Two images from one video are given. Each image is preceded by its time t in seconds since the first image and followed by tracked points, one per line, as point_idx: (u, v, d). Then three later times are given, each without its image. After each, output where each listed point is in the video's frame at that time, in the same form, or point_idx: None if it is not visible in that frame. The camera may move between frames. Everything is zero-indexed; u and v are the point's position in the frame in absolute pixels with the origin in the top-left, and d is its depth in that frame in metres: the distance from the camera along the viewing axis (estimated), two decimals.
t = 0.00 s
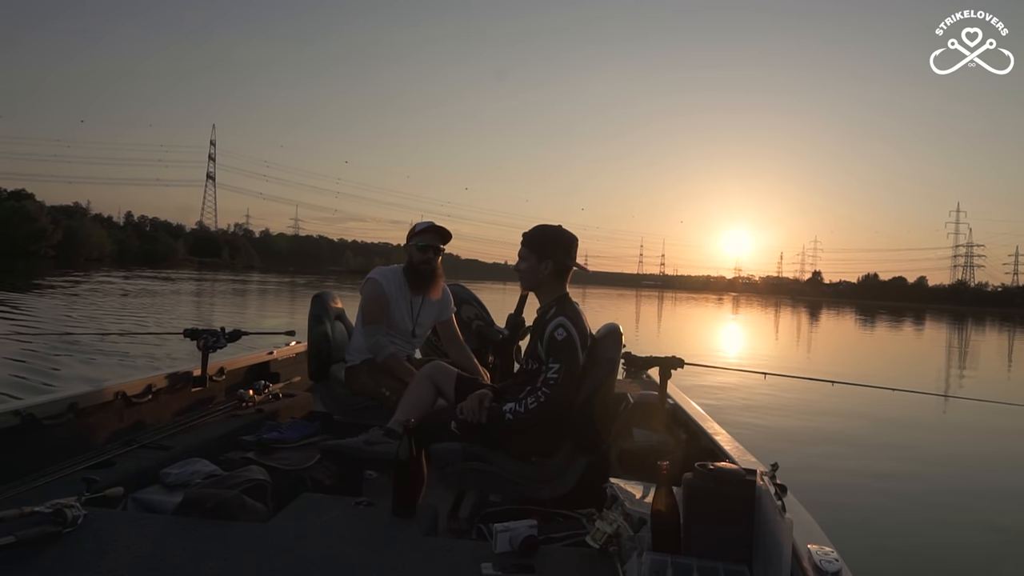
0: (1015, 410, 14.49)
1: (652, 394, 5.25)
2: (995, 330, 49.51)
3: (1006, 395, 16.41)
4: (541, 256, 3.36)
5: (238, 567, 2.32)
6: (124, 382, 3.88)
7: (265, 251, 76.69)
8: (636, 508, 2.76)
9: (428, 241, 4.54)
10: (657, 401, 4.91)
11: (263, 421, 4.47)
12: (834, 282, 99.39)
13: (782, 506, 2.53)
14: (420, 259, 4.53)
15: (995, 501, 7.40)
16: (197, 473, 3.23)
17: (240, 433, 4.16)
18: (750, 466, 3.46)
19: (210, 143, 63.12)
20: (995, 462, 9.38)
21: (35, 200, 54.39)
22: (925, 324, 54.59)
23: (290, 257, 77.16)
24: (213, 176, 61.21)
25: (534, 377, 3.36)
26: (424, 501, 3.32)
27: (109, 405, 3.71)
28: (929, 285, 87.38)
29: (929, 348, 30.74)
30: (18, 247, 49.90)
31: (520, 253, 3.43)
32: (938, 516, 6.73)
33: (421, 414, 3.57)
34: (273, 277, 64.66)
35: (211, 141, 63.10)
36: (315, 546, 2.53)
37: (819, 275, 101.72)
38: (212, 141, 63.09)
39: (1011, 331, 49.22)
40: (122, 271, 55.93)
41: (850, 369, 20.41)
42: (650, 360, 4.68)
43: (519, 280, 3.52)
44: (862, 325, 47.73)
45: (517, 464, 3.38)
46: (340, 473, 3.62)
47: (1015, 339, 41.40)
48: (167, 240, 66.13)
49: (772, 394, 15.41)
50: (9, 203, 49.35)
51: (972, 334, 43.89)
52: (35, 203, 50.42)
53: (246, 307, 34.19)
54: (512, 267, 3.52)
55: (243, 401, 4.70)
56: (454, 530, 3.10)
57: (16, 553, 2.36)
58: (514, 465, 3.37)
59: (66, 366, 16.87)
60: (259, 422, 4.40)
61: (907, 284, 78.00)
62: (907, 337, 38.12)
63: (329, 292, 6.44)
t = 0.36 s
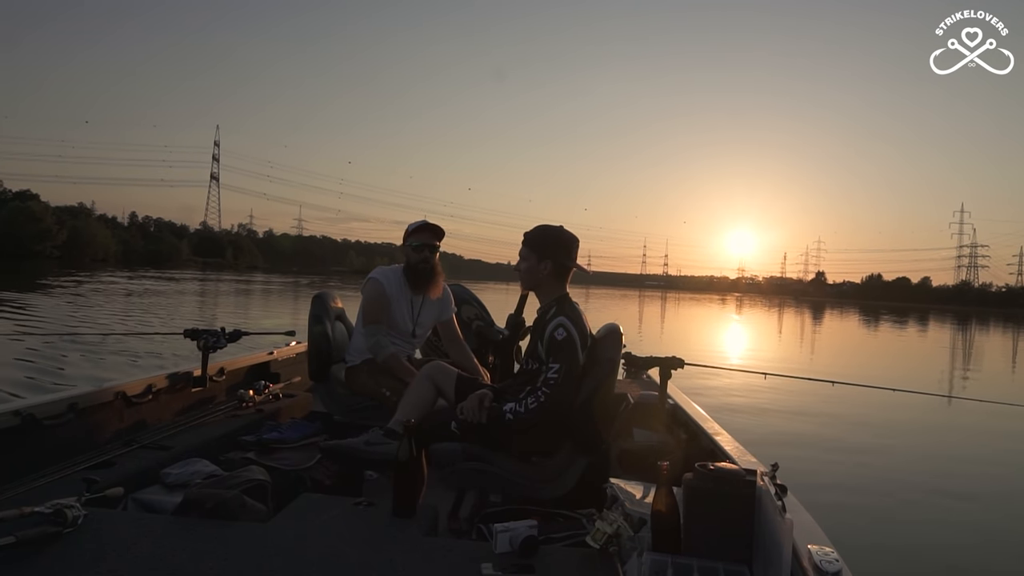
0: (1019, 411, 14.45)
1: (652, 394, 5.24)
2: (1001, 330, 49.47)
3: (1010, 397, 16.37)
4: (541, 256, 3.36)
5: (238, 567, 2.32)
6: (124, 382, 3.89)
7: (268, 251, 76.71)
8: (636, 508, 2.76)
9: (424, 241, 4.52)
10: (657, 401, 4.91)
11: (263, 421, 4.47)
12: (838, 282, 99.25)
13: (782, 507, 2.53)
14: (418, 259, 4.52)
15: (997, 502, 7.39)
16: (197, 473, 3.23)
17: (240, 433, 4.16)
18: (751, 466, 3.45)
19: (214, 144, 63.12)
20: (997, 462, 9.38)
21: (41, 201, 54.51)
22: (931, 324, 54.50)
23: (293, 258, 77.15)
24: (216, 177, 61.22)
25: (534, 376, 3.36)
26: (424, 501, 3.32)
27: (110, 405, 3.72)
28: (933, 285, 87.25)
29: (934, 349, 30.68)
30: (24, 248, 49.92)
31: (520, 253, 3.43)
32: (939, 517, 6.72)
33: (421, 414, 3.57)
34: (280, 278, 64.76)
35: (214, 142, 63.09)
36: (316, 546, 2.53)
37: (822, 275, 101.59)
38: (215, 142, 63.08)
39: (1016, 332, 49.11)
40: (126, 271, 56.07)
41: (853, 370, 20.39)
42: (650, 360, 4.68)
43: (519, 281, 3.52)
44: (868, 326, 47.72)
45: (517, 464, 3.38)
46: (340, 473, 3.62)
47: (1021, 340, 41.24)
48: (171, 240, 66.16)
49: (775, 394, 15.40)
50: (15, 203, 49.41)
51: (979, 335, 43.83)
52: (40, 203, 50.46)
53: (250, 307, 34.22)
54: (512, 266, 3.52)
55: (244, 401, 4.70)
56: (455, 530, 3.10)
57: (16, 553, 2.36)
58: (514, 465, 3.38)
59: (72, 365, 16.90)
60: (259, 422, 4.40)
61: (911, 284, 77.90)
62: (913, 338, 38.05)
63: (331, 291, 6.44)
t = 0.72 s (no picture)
0: None
1: (652, 394, 5.24)
2: (1007, 330, 49.44)
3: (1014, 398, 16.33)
4: (541, 256, 3.36)
5: (238, 567, 2.32)
6: (124, 381, 3.89)
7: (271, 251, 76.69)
8: (636, 508, 2.75)
9: (425, 241, 4.52)
10: (657, 402, 4.90)
11: (263, 421, 4.47)
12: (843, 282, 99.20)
13: (783, 506, 2.53)
14: (419, 260, 4.52)
15: (1000, 503, 7.39)
16: (198, 473, 3.23)
17: (240, 432, 4.16)
18: (751, 466, 3.45)
19: (218, 145, 63.07)
20: (999, 462, 9.39)
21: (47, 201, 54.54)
22: (938, 325, 54.46)
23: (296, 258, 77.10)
24: (220, 177, 61.20)
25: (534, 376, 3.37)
26: (425, 501, 3.33)
27: (111, 405, 3.72)
28: (937, 285, 87.17)
29: (938, 349, 30.68)
30: (30, 249, 50.06)
31: (521, 253, 3.43)
32: (940, 516, 6.73)
33: (422, 413, 3.57)
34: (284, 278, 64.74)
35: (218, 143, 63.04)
36: (316, 546, 2.52)
37: (826, 275, 101.53)
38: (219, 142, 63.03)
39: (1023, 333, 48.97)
40: (130, 271, 56.18)
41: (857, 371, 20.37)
42: (650, 360, 4.68)
43: (519, 281, 3.52)
44: (873, 326, 47.74)
45: (517, 464, 3.38)
46: (340, 473, 3.62)
47: None
48: (175, 240, 66.26)
49: (777, 394, 15.44)
50: (20, 203, 49.53)
51: (985, 335, 43.80)
52: (46, 204, 50.46)
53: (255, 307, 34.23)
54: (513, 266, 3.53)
55: (244, 401, 4.70)
56: (455, 530, 3.10)
57: (16, 553, 2.36)
58: (514, 465, 3.38)
59: (77, 365, 16.90)
60: (259, 422, 4.40)
61: (914, 285, 77.87)
62: (919, 338, 37.99)
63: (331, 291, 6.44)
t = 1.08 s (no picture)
0: None
1: (652, 395, 5.23)
2: (1015, 332, 49.27)
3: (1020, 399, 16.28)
4: (542, 256, 3.36)
5: (239, 567, 2.32)
6: (124, 381, 3.88)
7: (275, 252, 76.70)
8: (635, 507, 2.76)
9: (425, 241, 4.53)
10: (657, 402, 4.90)
11: (263, 421, 4.47)
12: (846, 282, 99.16)
13: (783, 507, 2.53)
14: (419, 260, 4.52)
15: (1004, 504, 7.37)
16: (198, 473, 3.23)
17: (240, 432, 4.15)
18: (751, 466, 3.45)
19: (223, 145, 63.00)
20: (1002, 463, 9.39)
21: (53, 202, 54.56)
22: (946, 325, 54.30)
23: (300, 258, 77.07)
24: (225, 178, 61.21)
25: (534, 375, 3.37)
26: (425, 501, 3.33)
27: (111, 405, 3.72)
28: (941, 286, 87.10)
29: (943, 350, 30.67)
30: (37, 249, 50.12)
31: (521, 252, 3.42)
32: (942, 517, 6.73)
33: (421, 413, 3.56)
34: (288, 279, 64.73)
35: (224, 143, 62.98)
36: (315, 547, 2.52)
37: (830, 275, 101.48)
38: (225, 143, 62.96)
39: None
40: (135, 271, 56.30)
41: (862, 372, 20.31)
42: (649, 360, 4.67)
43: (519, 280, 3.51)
44: (878, 326, 47.74)
45: (517, 463, 3.38)
46: (341, 473, 3.62)
47: None
48: (179, 240, 66.38)
49: (780, 395, 15.45)
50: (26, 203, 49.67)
51: (992, 336, 43.68)
52: (52, 204, 50.50)
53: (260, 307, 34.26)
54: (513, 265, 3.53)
55: (244, 401, 4.70)
56: (455, 530, 3.09)
57: (16, 553, 2.36)
58: (514, 464, 3.38)
59: (83, 365, 16.91)
60: (259, 422, 4.40)
61: (918, 285, 77.81)
62: (924, 338, 37.97)
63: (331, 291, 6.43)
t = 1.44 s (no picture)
0: None
1: (652, 394, 5.23)
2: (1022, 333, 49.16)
3: None
4: (542, 256, 3.36)
5: (239, 567, 2.32)
6: (123, 381, 3.88)
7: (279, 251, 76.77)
8: (636, 507, 2.76)
9: (425, 241, 4.53)
10: (657, 402, 4.89)
11: (263, 421, 4.47)
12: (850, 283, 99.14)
13: (782, 506, 2.53)
14: (418, 260, 4.52)
15: (1007, 505, 7.36)
16: (198, 473, 3.23)
17: (240, 432, 4.15)
18: (751, 465, 3.45)
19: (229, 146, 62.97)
20: (1005, 464, 9.40)
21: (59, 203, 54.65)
22: (953, 326, 54.18)
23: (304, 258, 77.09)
24: (230, 178, 61.22)
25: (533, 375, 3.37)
26: (424, 501, 3.33)
27: (111, 405, 3.72)
28: (945, 286, 87.09)
29: (947, 350, 30.70)
30: (43, 249, 50.21)
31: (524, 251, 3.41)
32: (940, 517, 6.75)
33: (421, 413, 3.56)
34: (292, 279, 64.77)
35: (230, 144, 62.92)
36: (316, 547, 2.52)
37: (833, 275, 101.45)
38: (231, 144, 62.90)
39: None
40: (140, 271, 56.40)
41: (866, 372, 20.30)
42: (649, 360, 4.67)
43: (520, 279, 3.49)
44: (884, 327, 47.71)
45: (517, 463, 3.38)
46: (341, 473, 3.61)
47: None
48: (183, 240, 66.49)
49: (784, 395, 15.46)
50: (32, 203, 49.79)
51: (999, 337, 43.57)
52: (59, 205, 50.57)
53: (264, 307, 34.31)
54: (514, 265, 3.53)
55: (244, 401, 4.70)
56: (455, 530, 3.09)
57: (16, 552, 2.36)
58: (514, 464, 3.38)
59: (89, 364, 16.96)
60: (259, 422, 4.40)
61: (921, 285, 77.81)
62: (929, 339, 37.99)
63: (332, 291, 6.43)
